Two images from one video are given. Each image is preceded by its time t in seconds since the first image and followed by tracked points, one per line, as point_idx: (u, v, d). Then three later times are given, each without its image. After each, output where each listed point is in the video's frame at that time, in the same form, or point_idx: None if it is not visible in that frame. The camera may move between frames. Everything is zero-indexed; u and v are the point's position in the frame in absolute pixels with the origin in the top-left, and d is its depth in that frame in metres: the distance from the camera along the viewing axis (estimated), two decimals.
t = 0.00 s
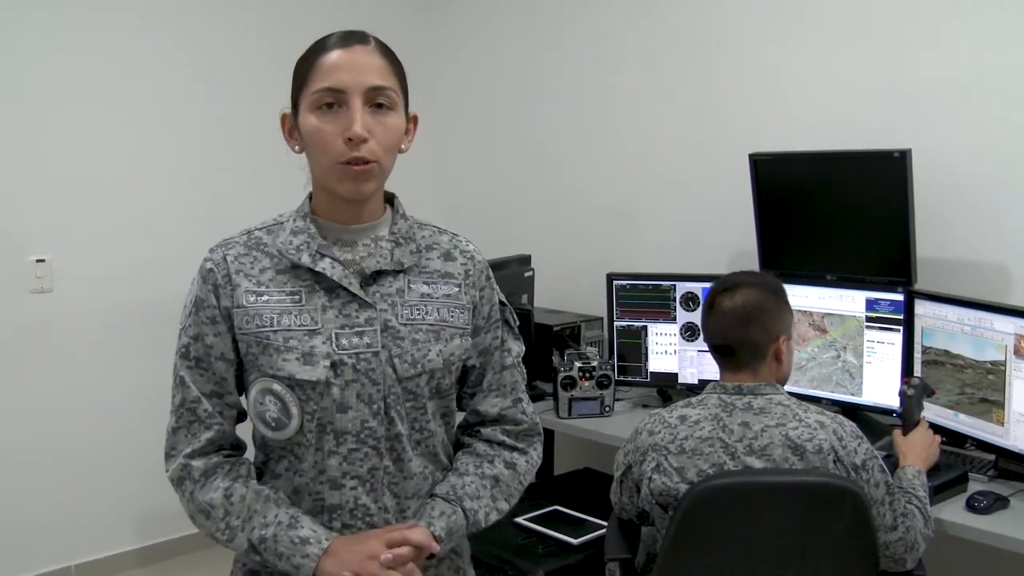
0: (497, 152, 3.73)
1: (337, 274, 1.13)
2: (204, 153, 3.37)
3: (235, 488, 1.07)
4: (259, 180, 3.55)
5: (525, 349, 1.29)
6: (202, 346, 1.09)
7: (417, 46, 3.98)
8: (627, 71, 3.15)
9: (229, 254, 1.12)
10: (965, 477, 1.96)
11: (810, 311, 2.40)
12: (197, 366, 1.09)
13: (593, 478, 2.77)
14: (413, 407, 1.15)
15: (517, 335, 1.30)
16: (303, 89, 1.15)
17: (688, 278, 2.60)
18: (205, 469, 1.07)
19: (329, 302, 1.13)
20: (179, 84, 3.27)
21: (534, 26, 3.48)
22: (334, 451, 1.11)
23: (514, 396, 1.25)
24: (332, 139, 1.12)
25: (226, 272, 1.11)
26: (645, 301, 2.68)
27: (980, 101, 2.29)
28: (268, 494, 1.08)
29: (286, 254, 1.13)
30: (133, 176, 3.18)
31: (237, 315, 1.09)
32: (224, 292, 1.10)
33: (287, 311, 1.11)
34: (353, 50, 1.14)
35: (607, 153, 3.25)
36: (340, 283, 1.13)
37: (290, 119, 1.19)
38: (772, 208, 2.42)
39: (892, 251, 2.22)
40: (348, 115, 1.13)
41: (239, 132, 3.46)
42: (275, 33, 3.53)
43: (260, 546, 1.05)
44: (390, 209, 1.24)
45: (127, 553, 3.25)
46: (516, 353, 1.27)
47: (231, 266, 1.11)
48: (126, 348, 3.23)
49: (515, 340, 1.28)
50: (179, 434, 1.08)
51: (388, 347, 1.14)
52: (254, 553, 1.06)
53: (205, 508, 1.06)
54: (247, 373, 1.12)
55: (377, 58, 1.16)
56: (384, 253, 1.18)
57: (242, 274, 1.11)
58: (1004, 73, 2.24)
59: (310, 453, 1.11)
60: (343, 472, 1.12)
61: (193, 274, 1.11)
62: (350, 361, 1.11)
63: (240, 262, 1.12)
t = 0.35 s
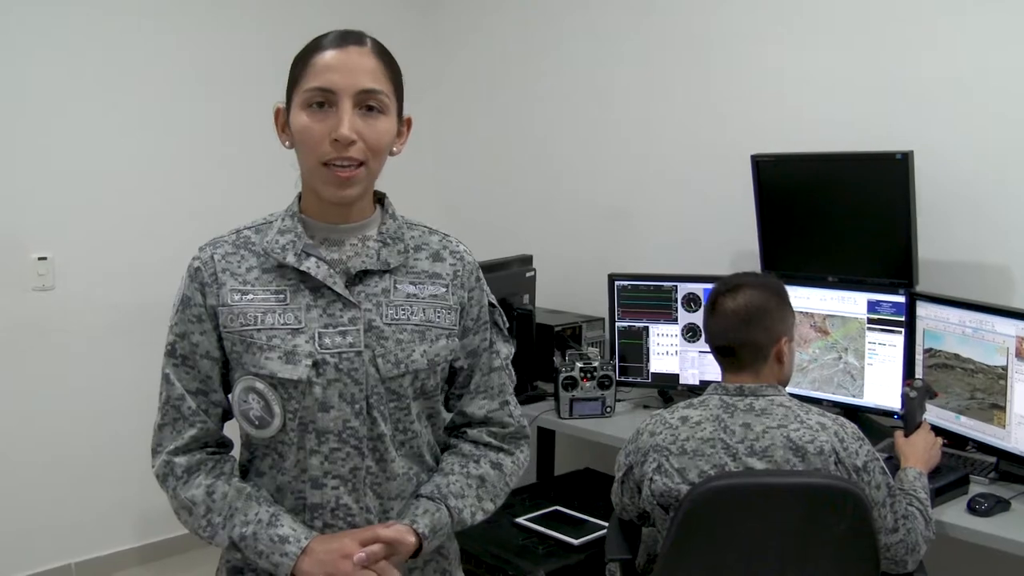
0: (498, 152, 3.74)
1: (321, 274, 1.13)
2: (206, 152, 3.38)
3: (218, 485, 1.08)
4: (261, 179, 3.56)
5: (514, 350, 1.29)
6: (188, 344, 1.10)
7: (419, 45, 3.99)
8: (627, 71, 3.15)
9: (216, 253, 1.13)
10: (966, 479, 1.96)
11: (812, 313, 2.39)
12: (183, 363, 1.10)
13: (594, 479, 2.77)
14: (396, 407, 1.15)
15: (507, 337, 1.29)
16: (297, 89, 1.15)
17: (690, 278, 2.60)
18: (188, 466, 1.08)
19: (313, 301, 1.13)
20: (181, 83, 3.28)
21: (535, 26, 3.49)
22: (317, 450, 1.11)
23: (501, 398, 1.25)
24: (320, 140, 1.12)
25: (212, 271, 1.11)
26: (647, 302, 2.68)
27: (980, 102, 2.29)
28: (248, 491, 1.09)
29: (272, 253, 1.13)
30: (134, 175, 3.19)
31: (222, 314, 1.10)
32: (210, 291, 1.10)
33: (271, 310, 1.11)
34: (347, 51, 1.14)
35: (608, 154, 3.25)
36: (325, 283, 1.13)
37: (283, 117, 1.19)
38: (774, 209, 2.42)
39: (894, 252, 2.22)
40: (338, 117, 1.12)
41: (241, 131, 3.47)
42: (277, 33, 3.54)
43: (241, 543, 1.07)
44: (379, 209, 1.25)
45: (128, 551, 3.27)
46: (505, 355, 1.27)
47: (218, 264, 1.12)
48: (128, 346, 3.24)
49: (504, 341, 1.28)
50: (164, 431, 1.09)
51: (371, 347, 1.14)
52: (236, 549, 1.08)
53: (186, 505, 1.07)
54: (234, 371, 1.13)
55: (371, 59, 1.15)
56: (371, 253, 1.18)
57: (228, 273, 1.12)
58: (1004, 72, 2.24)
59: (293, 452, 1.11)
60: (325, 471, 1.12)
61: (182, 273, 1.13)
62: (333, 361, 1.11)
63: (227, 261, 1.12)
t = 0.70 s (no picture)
0: (500, 151, 3.74)
1: (306, 274, 1.13)
2: (208, 150, 3.38)
3: (195, 497, 1.07)
4: (264, 177, 3.56)
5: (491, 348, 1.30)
6: (167, 347, 1.07)
7: (420, 44, 3.99)
8: (629, 71, 3.15)
9: (196, 254, 1.11)
10: (968, 480, 1.96)
11: (815, 313, 2.40)
12: (162, 367, 1.07)
13: (596, 479, 2.77)
14: (383, 406, 1.16)
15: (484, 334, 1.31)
16: (288, 84, 1.13)
17: (692, 278, 2.61)
18: (166, 477, 1.06)
19: (298, 301, 1.13)
20: (183, 82, 3.29)
21: (536, 25, 3.49)
22: (306, 451, 1.11)
23: (479, 395, 1.26)
24: (313, 139, 1.11)
25: (193, 272, 1.09)
26: (649, 301, 2.68)
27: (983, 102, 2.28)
28: (228, 506, 1.08)
29: (255, 253, 1.12)
30: (137, 174, 3.20)
31: (205, 316, 1.08)
32: (193, 292, 1.08)
33: (256, 311, 1.10)
34: (342, 51, 1.14)
35: (610, 153, 3.25)
36: (309, 283, 1.13)
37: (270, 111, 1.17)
38: (777, 209, 2.42)
39: (896, 253, 2.21)
40: (332, 116, 1.12)
41: (243, 130, 3.48)
42: (279, 32, 3.55)
43: (220, 558, 1.07)
44: (359, 207, 1.23)
45: (129, 549, 3.27)
46: (482, 352, 1.28)
47: (199, 265, 1.10)
48: (130, 344, 3.24)
49: (481, 339, 1.29)
50: (143, 436, 1.07)
51: (357, 348, 1.14)
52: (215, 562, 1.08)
53: (165, 515, 1.06)
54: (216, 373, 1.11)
55: (365, 60, 1.15)
56: (353, 252, 1.18)
57: (210, 273, 1.10)
58: (1004, 72, 2.24)
59: (280, 453, 1.11)
60: (315, 473, 1.12)
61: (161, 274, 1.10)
62: (321, 362, 1.11)
63: (208, 262, 1.11)
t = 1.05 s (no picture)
0: (500, 150, 3.74)
1: (305, 273, 1.12)
2: (209, 149, 3.38)
3: (194, 504, 1.05)
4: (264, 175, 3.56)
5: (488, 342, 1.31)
6: (165, 351, 1.05)
7: (420, 44, 3.99)
8: (629, 70, 3.15)
9: (192, 256, 1.09)
10: (970, 477, 1.95)
11: (816, 310, 2.40)
12: (161, 372, 1.05)
13: (597, 477, 2.76)
14: (387, 403, 1.16)
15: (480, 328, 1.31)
16: (285, 86, 1.12)
17: (694, 276, 2.60)
18: (165, 485, 1.04)
19: (298, 300, 1.13)
20: (183, 80, 3.29)
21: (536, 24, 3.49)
22: (312, 450, 1.11)
23: (479, 389, 1.26)
24: (313, 143, 1.10)
25: (190, 274, 1.08)
26: (650, 299, 2.68)
27: (983, 101, 2.29)
28: (223, 514, 1.05)
29: (252, 253, 1.11)
30: (138, 172, 3.20)
31: (205, 318, 1.07)
32: (191, 295, 1.07)
33: (256, 312, 1.09)
34: (340, 52, 1.12)
35: (610, 152, 3.25)
36: (309, 281, 1.13)
37: (264, 110, 1.16)
38: (778, 206, 2.42)
39: (899, 250, 2.21)
40: (331, 120, 1.11)
41: (244, 129, 3.47)
42: (280, 30, 3.55)
43: (221, 566, 1.04)
44: (353, 206, 1.24)
45: (130, 548, 3.27)
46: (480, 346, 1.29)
47: (196, 267, 1.09)
48: (131, 343, 3.24)
49: (478, 333, 1.30)
50: (143, 442, 1.05)
51: (359, 345, 1.14)
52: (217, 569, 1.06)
53: (167, 522, 1.04)
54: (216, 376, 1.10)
55: (362, 61, 1.14)
56: (351, 250, 1.18)
57: (207, 275, 1.09)
58: (1004, 71, 2.24)
59: (286, 453, 1.10)
60: (322, 472, 1.12)
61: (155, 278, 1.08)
62: (324, 360, 1.11)
63: (205, 264, 1.10)
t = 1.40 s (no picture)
0: (501, 149, 3.74)
1: (324, 272, 1.12)
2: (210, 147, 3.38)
3: (222, 476, 1.00)
4: (264, 174, 3.56)
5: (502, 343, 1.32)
6: (187, 349, 1.03)
7: (421, 42, 3.99)
8: (630, 70, 3.15)
9: (210, 254, 1.08)
10: (971, 478, 1.96)
11: (817, 311, 2.40)
12: (182, 370, 1.03)
13: (597, 476, 2.76)
14: (406, 403, 1.15)
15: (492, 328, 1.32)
16: (283, 86, 1.13)
17: (695, 276, 2.61)
18: (188, 463, 1.00)
19: (317, 300, 1.12)
20: (185, 79, 3.29)
21: (537, 24, 3.49)
22: (331, 451, 1.10)
23: (497, 387, 1.28)
24: (311, 140, 1.10)
25: (209, 273, 1.06)
26: (651, 299, 2.68)
27: (984, 102, 2.29)
28: (257, 476, 1.02)
29: (272, 252, 1.10)
30: (139, 171, 3.20)
31: (224, 316, 1.05)
32: (210, 293, 1.05)
33: (275, 311, 1.08)
34: (332, 45, 1.12)
35: (611, 151, 3.25)
36: (328, 281, 1.12)
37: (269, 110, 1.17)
38: (780, 207, 2.42)
39: (901, 251, 2.21)
40: (327, 115, 1.11)
41: (245, 127, 3.47)
42: (281, 29, 3.55)
43: (258, 528, 0.99)
44: (369, 205, 1.24)
45: (130, 546, 3.27)
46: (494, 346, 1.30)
47: (214, 265, 1.07)
48: (132, 342, 3.24)
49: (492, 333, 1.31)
50: (161, 441, 1.01)
51: (379, 345, 1.13)
52: (252, 538, 1.00)
53: (193, 503, 0.99)
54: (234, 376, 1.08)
55: (357, 52, 1.13)
56: (369, 250, 1.17)
57: (225, 274, 1.07)
58: (1003, 73, 2.24)
59: (305, 454, 1.08)
60: (340, 473, 1.10)
61: (172, 275, 1.06)
62: (344, 360, 1.10)
63: (223, 262, 1.08)
